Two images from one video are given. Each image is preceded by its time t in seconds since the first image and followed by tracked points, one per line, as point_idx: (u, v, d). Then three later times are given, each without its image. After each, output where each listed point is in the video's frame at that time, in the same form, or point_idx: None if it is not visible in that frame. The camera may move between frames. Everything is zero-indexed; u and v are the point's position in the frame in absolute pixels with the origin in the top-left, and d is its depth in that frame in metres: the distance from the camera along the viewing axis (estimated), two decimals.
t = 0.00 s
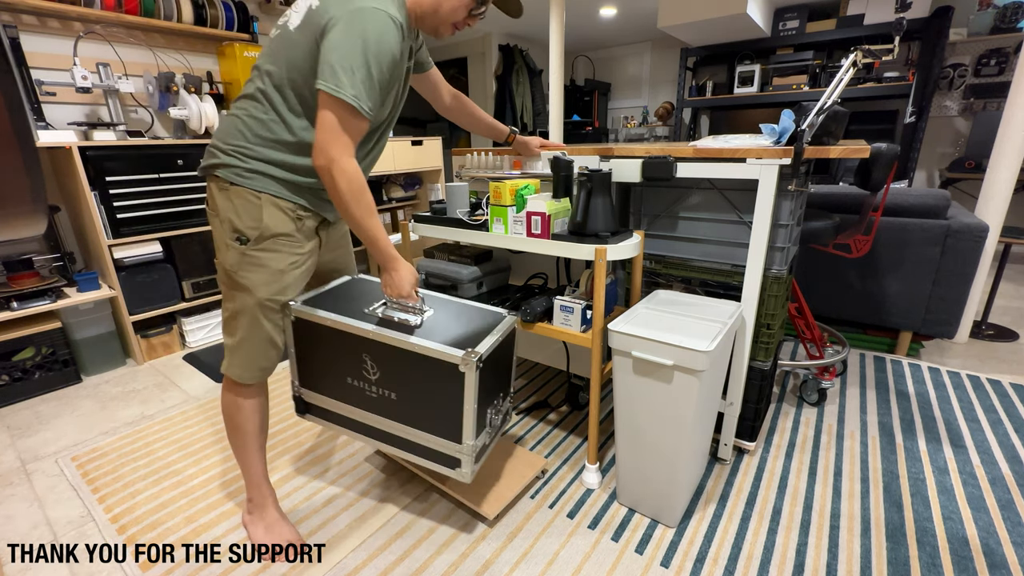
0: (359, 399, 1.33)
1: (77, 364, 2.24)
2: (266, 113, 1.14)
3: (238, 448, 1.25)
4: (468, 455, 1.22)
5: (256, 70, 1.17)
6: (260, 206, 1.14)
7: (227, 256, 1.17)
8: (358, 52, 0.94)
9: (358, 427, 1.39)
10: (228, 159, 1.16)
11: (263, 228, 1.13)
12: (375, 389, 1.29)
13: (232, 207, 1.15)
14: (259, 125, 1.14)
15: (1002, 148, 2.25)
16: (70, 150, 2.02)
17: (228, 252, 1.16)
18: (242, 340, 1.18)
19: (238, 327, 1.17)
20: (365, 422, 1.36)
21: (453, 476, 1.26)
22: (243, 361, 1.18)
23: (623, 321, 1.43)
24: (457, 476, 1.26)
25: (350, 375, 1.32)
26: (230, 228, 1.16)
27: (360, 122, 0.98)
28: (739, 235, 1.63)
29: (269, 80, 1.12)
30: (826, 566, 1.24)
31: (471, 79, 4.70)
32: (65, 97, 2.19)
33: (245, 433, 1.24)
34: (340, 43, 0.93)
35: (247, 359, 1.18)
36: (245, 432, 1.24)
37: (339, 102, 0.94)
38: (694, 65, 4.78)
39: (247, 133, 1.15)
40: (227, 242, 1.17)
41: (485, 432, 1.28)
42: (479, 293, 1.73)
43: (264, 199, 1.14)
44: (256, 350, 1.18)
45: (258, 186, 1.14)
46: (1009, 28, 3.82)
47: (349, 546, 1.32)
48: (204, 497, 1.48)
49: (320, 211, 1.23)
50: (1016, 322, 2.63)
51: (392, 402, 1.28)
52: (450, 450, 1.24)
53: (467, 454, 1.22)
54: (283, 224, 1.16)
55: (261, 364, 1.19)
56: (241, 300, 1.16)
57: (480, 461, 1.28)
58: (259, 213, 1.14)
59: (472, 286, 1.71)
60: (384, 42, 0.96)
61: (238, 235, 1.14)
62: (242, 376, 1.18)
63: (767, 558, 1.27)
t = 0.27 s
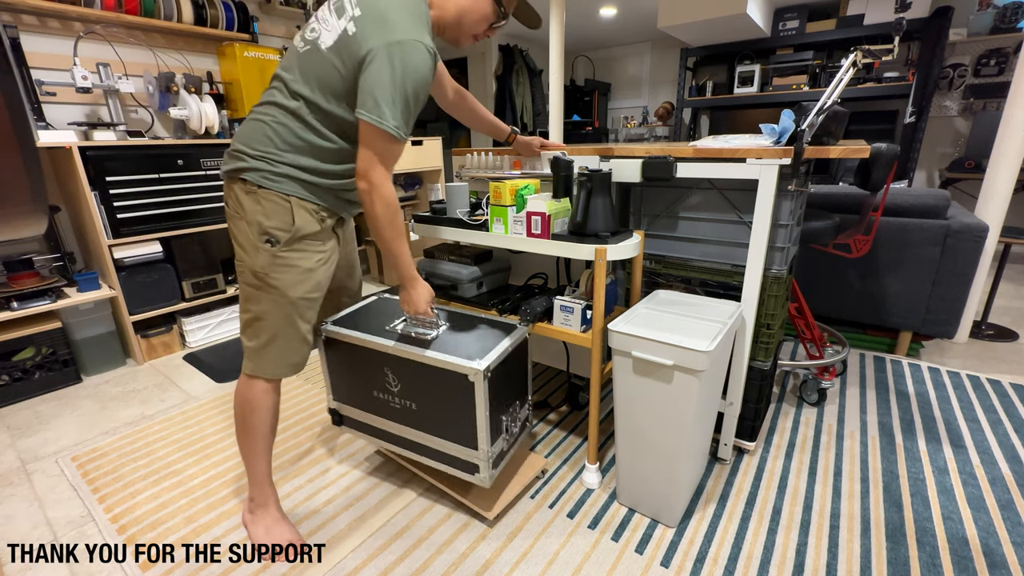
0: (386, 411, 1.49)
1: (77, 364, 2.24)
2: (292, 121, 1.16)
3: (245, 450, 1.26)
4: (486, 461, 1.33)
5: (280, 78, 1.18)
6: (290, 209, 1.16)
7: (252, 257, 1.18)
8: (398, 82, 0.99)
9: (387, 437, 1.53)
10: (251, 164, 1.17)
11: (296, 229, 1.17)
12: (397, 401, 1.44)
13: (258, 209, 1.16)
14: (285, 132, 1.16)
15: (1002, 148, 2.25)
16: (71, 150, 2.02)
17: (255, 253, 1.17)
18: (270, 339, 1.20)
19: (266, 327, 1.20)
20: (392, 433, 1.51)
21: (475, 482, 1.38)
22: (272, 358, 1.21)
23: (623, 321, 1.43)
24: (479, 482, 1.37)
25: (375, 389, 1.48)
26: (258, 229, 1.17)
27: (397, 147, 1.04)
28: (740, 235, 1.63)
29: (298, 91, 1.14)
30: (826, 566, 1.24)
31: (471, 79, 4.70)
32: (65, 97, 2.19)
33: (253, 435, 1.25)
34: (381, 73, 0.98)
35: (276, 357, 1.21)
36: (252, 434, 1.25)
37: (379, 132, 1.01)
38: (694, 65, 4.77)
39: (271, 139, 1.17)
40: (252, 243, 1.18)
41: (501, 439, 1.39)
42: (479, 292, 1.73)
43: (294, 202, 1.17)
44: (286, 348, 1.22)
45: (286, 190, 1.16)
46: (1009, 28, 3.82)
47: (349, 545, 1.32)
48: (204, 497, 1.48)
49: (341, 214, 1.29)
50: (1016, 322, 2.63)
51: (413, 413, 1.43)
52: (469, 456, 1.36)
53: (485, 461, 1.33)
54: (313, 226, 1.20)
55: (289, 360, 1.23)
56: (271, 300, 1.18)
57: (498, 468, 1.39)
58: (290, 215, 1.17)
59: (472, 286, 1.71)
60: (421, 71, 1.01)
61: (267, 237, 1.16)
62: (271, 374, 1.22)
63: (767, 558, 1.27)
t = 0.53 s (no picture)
0: (398, 413, 1.55)
1: (77, 364, 2.24)
2: (310, 129, 1.16)
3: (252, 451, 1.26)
4: (485, 473, 1.36)
5: (298, 86, 1.18)
6: (308, 211, 1.17)
7: (267, 257, 1.18)
8: (421, 100, 1.00)
9: (399, 437, 1.59)
10: (268, 170, 1.17)
11: (313, 231, 1.18)
12: (409, 404, 1.50)
13: (274, 210, 1.17)
14: (303, 138, 1.17)
15: (1002, 148, 2.25)
16: (71, 150, 2.02)
17: (271, 253, 1.18)
18: (284, 338, 1.21)
19: (280, 327, 1.20)
20: (403, 435, 1.57)
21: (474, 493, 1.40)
22: (285, 357, 1.21)
23: (622, 321, 1.43)
24: (477, 493, 1.39)
25: (390, 390, 1.55)
26: (274, 230, 1.17)
27: (420, 163, 1.06)
28: (739, 235, 1.63)
29: (317, 101, 1.14)
30: (826, 566, 1.24)
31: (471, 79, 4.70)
32: (65, 97, 2.19)
33: (260, 436, 1.25)
34: (404, 91, 0.99)
35: (290, 357, 1.22)
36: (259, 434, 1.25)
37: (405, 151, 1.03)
38: (694, 65, 4.77)
39: (289, 146, 1.17)
40: (267, 243, 1.18)
41: (502, 454, 1.41)
42: (479, 292, 1.73)
43: (311, 205, 1.18)
44: (299, 348, 1.22)
45: (303, 194, 1.17)
46: (1009, 28, 3.82)
47: (349, 545, 1.33)
48: (204, 497, 1.48)
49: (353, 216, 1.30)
50: (1016, 322, 2.63)
51: (422, 417, 1.48)
52: (470, 466, 1.39)
53: (484, 473, 1.36)
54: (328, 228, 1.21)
55: (302, 359, 1.23)
56: (287, 300, 1.18)
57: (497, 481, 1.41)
58: (308, 217, 1.18)
59: (472, 286, 1.71)
60: (443, 88, 1.01)
61: (285, 237, 1.17)
62: (284, 374, 1.22)
63: (767, 558, 1.27)
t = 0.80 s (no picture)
0: (407, 418, 1.56)
1: (77, 364, 2.24)
2: (317, 135, 1.16)
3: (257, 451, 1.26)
4: (489, 478, 1.37)
5: (307, 92, 1.18)
6: (316, 212, 1.18)
7: (275, 256, 1.18)
8: (430, 114, 1.00)
9: (407, 441, 1.61)
10: (275, 175, 1.17)
11: (322, 231, 1.19)
12: (417, 409, 1.51)
13: (282, 210, 1.17)
14: (312, 142, 1.17)
15: (1002, 148, 2.25)
16: (71, 150, 2.02)
17: (280, 253, 1.18)
18: (292, 337, 1.21)
19: (288, 326, 1.20)
20: (412, 440, 1.58)
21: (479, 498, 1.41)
22: (293, 355, 1.22)
23: (622, 321, 1.43)
24: (483, 498, 1.40)
25: (398, 396, 1.56)
26: (283, 230, 1.17)
27: (429, 174, 1.07)
28: (739, 235, 1.64)
29: (326, 109, 1.14)
30: (826, 566, 1.24)
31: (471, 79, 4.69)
32: (65, 97, 2.19)
33: (264, 436, 1.25)
34: (414, 106, 0.99)
35: (298, 355, 1.22)
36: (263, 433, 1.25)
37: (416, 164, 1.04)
38: (694, 65, 4.77)
39: (296, 152, 1.17)
40: (275, 242, 1.18)
41: (505, 459, 1.42)
42: (479, 292, 1.73)
43: (320, 207, 1.18)
44: (308, 347, 1.23)
45: (312, 196, 1.18)
46: (1009, 28, 3.82)
47: (349, 546, 1.32)
48: (204, 497, 1.48)
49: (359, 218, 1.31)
50: (1016, 322, 2.63)
51: (429, 423, 1.49)
52: (475, 471, 1.40)
53: (489, 477, 1.37)
54: (336, 229, 1.22)
55: (310, 357, 1.24)
56: (296, 299, 1.19)
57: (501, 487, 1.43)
58: (316, 218, 1.19)
59: (472, 286, 1.71)
60: (452, 102, 1.02)
61: (294, 237, 1.17)
62: (293, 373, 1.22)
63: (767, 558, 1.28)
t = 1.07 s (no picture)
0: (408, 423, 1.56)
1: (77, 364, 2.24)
2: (316, 139, 1.16)
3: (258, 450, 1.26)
4: (492, 480, 1.37)
5: (307, 97, 1.18)
6: (315, 213, 1.18)
7: (275, 255, 1.18)
8: (431, 123, 1.00)
9: (409, 447, 1.60)
10: (273, 177, 1.17)
11: (322, 230, 1.19)
12: (419, 414, 1.51)
13: (281, 209, 1.17)
14: (311, 145, 1.16)
15: (1002, 148, 2.25)
16: (71, 150, 2.02)
17: (280, 252, 1.18)
18: (293, 336, 1.21)
19: (289, 326, 1.20)
20: (413, 444, 1.57)
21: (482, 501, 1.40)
22: (295, 355, 1.21)
23: (622, 321, 1.43)
24: (486, 502, 1.40)
25: (400, 401, 1.56)
26: (282, 230, 1.17)
27: (430, 182, 1.07)
28: (739, 235, 1.64)
29: (326, 114, 1.14)
30: (826, 566, 1.24)
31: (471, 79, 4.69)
32: (65, 97, 2.19)
33: (265, 435, 1.25)
34: (414, 114, 0.99)
35: (299, 355, 1.22)
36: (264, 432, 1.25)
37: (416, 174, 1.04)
38: (694, 65, 4.77)
39: (294, 155, 1.17)
40: (274, 242, 1.18)
41: (509, 461, 1.42)
42: (479, 292, 1.73)
43: (319, 207, 1.18)
44: (309, 346, 1.23)
45: (311, 197, 1.18)
46: (1009, 28, 3.82)
47: (349, 546, 1.32)
48: (204, 497, 1.48)
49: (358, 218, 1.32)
50: (1016, 322, 2.63)
51: (431, 427, 1.49)
52: (478, 474, 1.40)
53: (492, 479, 1.37)
54: (336, 228, 1.22)
55: (311, 355, 1.24)
56: (296, 298, 1.18)
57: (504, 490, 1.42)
58: (316, 217, 1.19)
59: (472, 286, 1.71)
60: (453, 112, 1.02)
61: (293, 236, 1.17)
62: (294, 373, 1.22)
63: (767, 558, 1.27)
